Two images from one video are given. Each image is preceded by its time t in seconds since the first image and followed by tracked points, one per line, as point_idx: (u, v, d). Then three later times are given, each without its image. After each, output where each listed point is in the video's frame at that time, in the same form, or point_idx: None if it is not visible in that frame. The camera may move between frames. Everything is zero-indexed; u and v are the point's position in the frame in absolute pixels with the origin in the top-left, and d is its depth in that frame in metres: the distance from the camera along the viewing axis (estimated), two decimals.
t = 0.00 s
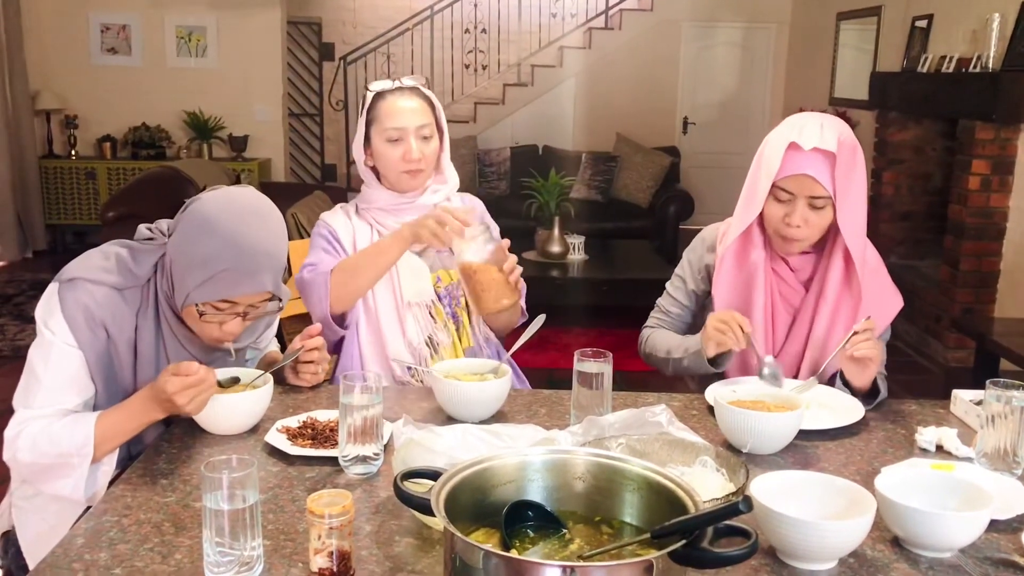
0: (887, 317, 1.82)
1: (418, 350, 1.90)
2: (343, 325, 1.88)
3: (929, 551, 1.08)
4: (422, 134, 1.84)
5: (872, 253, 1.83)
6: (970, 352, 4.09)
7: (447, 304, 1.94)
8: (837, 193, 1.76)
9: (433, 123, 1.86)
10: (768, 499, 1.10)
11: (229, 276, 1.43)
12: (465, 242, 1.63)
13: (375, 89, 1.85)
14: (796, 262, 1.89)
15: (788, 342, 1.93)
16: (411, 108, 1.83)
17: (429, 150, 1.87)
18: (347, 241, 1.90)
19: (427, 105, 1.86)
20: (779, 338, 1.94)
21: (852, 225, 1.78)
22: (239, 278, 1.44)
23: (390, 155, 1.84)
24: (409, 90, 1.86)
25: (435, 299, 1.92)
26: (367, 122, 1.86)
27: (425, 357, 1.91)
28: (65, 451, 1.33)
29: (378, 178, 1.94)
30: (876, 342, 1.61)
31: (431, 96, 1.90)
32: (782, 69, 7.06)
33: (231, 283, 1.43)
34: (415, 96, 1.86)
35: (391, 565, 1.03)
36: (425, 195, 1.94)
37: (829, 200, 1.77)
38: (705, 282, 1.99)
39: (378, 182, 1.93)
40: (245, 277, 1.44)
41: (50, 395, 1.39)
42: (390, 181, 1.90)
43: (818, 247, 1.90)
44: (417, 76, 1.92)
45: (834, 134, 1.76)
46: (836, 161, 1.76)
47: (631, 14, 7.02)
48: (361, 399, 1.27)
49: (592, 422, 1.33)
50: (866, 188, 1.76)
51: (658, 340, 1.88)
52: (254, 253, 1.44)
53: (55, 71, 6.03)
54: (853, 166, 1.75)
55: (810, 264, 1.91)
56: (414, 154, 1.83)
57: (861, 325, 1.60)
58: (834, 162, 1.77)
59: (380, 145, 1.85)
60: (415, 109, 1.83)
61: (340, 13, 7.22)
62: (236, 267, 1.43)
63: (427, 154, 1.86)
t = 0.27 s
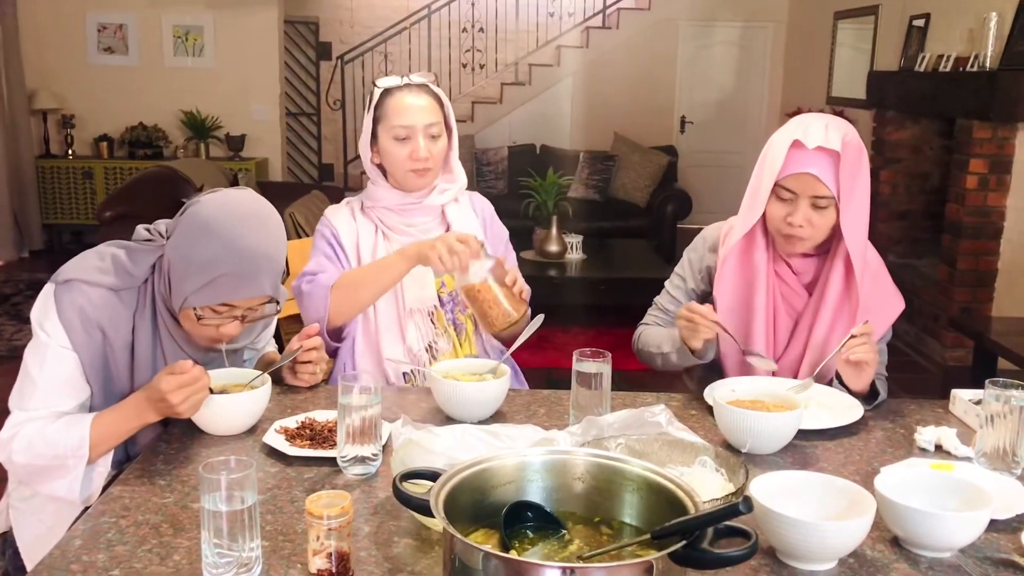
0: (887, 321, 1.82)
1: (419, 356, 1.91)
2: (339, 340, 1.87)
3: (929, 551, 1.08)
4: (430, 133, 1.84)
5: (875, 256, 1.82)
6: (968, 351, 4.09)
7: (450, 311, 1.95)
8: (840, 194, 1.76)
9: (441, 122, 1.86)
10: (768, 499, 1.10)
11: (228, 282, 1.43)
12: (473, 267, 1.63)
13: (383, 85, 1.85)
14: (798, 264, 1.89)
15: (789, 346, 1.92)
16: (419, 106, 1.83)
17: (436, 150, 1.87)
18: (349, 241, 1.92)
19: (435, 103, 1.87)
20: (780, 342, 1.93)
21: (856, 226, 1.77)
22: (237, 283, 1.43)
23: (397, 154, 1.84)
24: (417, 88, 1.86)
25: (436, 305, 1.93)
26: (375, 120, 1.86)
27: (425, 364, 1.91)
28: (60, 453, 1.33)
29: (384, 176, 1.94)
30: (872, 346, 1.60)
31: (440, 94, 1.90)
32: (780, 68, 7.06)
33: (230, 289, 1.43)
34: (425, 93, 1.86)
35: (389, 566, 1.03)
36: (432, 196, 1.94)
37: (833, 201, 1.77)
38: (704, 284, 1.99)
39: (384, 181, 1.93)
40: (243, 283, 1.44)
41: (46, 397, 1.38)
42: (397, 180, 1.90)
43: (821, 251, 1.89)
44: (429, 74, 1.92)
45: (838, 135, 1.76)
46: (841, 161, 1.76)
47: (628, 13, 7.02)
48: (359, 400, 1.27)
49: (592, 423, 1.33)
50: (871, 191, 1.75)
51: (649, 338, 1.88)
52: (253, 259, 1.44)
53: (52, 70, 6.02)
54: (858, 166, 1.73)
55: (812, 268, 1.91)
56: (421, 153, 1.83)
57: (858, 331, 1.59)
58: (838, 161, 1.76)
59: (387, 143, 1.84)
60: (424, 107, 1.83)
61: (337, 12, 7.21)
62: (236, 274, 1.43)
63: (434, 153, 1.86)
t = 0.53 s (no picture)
0: (888, 318, 1.82)
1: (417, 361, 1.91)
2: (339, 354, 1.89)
3: (930, 548, 1.07)
4: (438, 134, 1.83)
5: (875, 253, 1.83)
6: (965, 348, 4.10)
7: (451, 317, 1.92)
8: (844, 189, 1.76)
9: (450, 122, 1.85)
10: (768, 497, 1.09)
11: (226, 282, 1.42)
12: (475, 290, 1.66)
13: (391, 83, 1.83)
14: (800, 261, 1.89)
15: (791, 343, 1.92)
16: (428, 105, 1.82)
17: (444, 150, 1.86)
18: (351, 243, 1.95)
19: (444, 102, 1.85)
20: (782, 339, 1.93)
21: (859, 221, 1.77)
22: (235, 282, 1.43)
23: (404, 155, 1.84)
24: (427, 85, 1.85)
25: (437, 310, 1.91)
26: (382, 117, 1.85)
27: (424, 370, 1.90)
28: (58, 451, 1.33)
29: (391, 173, 1.93)
30: (871, 345, 1.60)
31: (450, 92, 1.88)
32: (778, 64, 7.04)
33: (228, 289, 1.43)
34: (433, 92, 1.84)
35: (389, 565, 1.02)
36: (439, 197, 1.93)
37: (836, 195, 1.77)
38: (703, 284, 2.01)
39: (391, 180, 1.92)
40: (241, 283, 1.43)
41: (42, 398, 1.38)
42: (404, 179, 1.90)
43: (823, 248, 1.89)
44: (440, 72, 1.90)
45: (842, 129, 1.77)
46: (845, 156, 1.76)
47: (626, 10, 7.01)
48: (357, 398, 1.26)
49: (591, 420, 1.32)
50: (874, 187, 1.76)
51: (642, 328, 1.82)
52: (251, 259, 1.43)
53: (48, 67, 6.00)
54: (862, 162, 1.74)
55: (814, 265, 1.90)
56: (428, 155, 1.83)
57: (857, 330, 1.59)
58: (842, 155, 1.76)
59: (395, 143, 1.84)
60: (432, 108, 1.82)
61: (334, 8, 7.18)
62: (233, 274, 1.42)
63: (441, 155, 1.85)
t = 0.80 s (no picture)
0: (890, 314, 1.82)
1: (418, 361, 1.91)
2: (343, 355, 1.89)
3: (932, 544, 1.07)
4: (444, 129, 1.83)
5: (877, 250, 1.83)
6: (965, 343, 4.09)
7: (454, 319, 1.93)
8: (848, 183, 1.76)
9: (457, 118, 1.84)
10: (770, 492, 1.09)
11: (226, 276, 1.42)
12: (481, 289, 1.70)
13: (398, 76, 1.82)
14: (803, 257, 1.89)
15: (794, 339, 1.91)
16: (435, 100, 1.81)
17: (450, 146, 1.85)
18: (353, 238, 1.94)
19: (452, 96, 1.84)
20: (784, 335, 1.92)
21: (863, 215, 1.77)
22: (236, 277, 1.42)
23: (409, 150, 1.83)
24: (435, 79, 1.83)
25: (441, 313, 1.92)
26: (389, 111, 1.85)
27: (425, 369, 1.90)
28: (58, 448, 1.33)
29: (397, 169, 1.94)
30: (873, 340, 1.60)
31: (459, 86, 1.87)
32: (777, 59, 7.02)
33: (228, 284, 1.42)
34: (441, 86, 1.83)
35: (390, 560, 1.02)
36: (445, 196, 1.94)
37: (841, 189, 1.76)
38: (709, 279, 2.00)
39: (397, 176, 1.93)
40: (241, 277, 1.43)
41: (42, 394, 1.37)
42: (409, 175, 1.90)
43: (827, 243, 1.89)
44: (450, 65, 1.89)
45: (848, 122, 1.76)
46: (849, 149, 1.76)
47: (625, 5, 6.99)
48: (358, 393, 1.26)
49: (592, 415, 1.32)
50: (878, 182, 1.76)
51: (642, 326, 1.82)
52: (251, 253, 1.42)
53: (46, 61, 5.98)
54: (866, 156, 1.74)
55: (817, 260, 1.90)
56: (434, 151, 1.82)
57: (858, 325, 1.59)
58: (846, 148, 1.76)
59: (401, 138, 1.84)
60: (439, 103, 1.81)
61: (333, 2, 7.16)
62: (233, 269, 1.41)
63: (447, 151, 1.84)
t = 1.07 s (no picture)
0: (894, 309, 1.81)
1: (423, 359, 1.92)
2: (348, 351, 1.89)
3: (937, 539, 1.07)
4: (453, 126, 1.82)
5: (882, 246, 1.82)
6: (966, 338, 4.09)
7: (457, 316, 1.96)
8: (852, 178, 1.75)
9: (466, 115, 1.84)
10: (774, 487, 1.09)
11: (225, 258, 1.41)
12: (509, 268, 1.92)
13: (407, 70, 1.81)
14: (807, 253, 1.89)
15: (797, 335, 1.91)
16: (443, 96, 1.80)
17: (458, 143, 1.85)
18: (355, 234, 1.94)
19: (460, 92, 1.83)
20: (788, 330, 1.92)
21: (867, 211, 1.76)
22: (234, 259, 1.41)
23: (417, 147, 1.83)
24: (443, 74, 1.82)
25: (444, 310, 1.95)
26: (396, 106, 1.84)
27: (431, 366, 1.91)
28: (58, 442, 1.33)
29: (402, 164, 1.92)
30: (876, 335, 1.61)
31: (468, 81, 1.86)
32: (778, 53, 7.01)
33: (229, 265, 1.41)
34: (450, 81, 1.82)
35: (393, 554, 1.02)
36: (451, 192, 1.93)
37: (844, 184, 1.76)
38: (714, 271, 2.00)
39: (402, 171, 1.91)
40: (241, 257, 1.42)
41: (42, 386, 1.38)
42: (414, 171, 1.90)
43: (831, 239, 1.89)
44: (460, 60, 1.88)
45: (852, 118, 1.76)
46: (854, 145, 1.75)
47: None
48: (361, 387, 1.26)
49: (595, 410, 1.32)
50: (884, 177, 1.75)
51: (647, 316, 1.81)
52: (249, 233, 1.42)
53: (46, 54, 5.97)
54: (870, 153, 1.73)
55: (821, 256, 1.90)
56: (442, 149, 1.82)
57: (863, 320, 1.60)
58: (850, 143, 1.76)
59: (409, 134, 1.83)
60: (447, 98, 1.81)
61: None
62: (233, 250, 1.41)
63: (455, 148, 1.84)
